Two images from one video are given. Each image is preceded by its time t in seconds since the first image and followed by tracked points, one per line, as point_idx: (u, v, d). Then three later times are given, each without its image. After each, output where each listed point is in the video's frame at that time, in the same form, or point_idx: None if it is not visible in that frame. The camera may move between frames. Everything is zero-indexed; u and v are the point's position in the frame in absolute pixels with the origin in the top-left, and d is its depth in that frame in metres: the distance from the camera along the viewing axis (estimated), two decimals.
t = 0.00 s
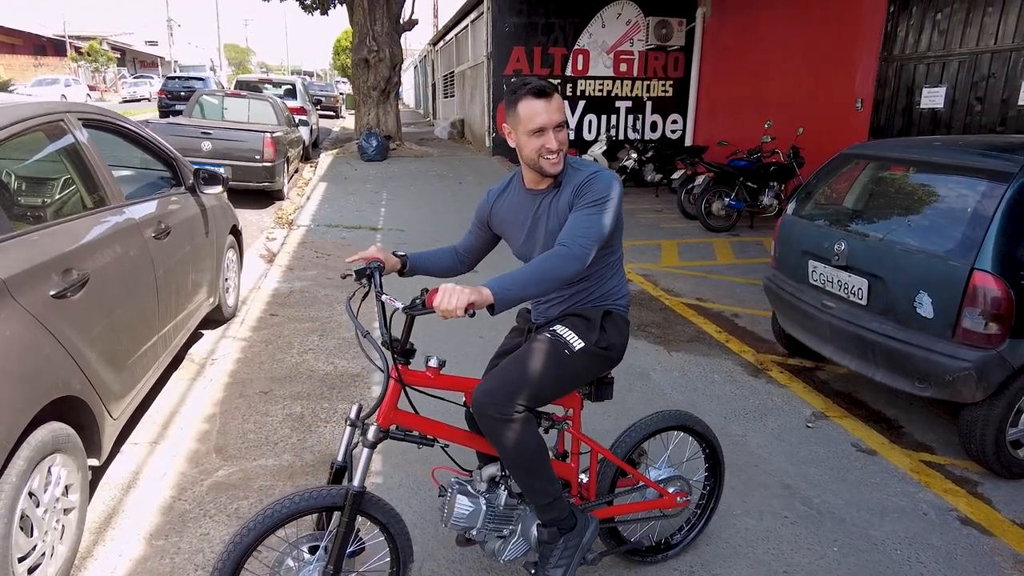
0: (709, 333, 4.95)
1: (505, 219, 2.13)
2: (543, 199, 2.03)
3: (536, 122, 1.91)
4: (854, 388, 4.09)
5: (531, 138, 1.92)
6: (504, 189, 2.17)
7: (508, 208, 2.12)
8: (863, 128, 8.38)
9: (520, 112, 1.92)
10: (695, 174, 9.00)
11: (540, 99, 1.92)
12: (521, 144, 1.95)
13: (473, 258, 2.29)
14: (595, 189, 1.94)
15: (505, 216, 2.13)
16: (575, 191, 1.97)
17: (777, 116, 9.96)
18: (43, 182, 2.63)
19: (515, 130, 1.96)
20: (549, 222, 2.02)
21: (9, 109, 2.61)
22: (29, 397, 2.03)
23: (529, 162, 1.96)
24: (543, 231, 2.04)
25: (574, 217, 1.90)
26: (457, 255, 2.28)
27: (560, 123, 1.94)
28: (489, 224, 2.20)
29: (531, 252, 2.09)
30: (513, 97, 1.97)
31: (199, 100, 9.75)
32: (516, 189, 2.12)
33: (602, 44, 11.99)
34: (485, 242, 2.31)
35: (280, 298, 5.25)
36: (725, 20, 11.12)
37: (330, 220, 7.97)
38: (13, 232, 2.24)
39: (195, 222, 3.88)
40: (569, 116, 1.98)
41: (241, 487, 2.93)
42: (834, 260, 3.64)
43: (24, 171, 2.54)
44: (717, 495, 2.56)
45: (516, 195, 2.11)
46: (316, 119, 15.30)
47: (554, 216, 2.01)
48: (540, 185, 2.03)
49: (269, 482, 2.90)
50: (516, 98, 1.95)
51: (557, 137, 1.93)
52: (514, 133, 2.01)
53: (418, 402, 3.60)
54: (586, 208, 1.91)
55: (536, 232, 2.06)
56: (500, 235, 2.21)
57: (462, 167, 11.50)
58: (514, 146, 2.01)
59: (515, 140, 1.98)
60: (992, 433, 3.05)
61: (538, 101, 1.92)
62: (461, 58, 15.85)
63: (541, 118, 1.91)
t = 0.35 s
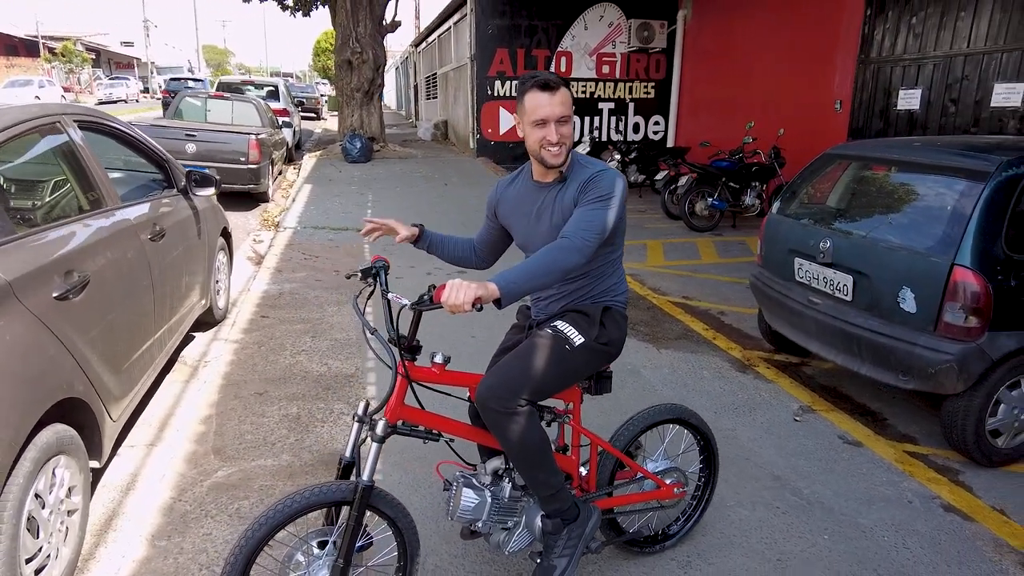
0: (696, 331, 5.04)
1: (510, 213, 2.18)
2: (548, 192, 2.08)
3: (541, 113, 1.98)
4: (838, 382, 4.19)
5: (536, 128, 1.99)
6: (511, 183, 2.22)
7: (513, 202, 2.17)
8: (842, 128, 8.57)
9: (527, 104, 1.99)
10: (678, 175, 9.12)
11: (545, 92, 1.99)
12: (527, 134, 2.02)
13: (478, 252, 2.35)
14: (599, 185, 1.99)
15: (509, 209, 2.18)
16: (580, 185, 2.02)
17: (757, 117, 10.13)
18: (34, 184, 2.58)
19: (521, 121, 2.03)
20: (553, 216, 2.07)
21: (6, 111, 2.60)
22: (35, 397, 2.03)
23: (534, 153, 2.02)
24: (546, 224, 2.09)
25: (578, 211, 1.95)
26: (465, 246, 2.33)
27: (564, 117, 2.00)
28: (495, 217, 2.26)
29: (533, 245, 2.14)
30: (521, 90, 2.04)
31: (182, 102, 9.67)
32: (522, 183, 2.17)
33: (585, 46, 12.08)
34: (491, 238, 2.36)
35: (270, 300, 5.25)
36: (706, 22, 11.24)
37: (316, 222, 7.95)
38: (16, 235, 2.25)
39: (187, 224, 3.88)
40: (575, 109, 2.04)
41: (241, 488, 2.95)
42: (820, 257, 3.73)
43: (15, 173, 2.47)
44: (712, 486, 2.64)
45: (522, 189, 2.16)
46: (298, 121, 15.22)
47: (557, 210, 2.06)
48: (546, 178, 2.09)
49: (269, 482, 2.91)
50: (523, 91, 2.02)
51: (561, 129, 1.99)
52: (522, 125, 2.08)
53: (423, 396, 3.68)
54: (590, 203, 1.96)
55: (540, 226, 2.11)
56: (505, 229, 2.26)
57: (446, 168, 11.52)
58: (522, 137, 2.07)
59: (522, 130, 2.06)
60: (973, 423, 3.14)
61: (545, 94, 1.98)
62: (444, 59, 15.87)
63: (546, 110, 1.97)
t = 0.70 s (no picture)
0: (682, 329, 5.13)
1: (517, 211, 2.27)
2: (553, 190, 2.17)
3: (545, 112, 2.05)
4: (821, 377, 4.30)
5: (539, 128, 2.07)
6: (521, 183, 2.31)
7: (521, 200, 2.26)
8: (824, 130, 8.72)
9: (532, 104, 2.07)
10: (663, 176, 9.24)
11: (548, 92, 2.06)
12: (532, 133, 2.11)
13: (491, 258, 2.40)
14: (600, 188, 2.06)
15: (517, 207, 2.27)
16: (582, 187, 2.10)
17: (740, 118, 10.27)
18: (24, 188, 2.52)
19: (527, 120, 2.12)
20: (555, 215, 2.14)
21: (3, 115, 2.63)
22: (40, 397, 2.07)
23: (538, 151, 2.11)
24: (547, 221, 2.16)
25: (577, 212, 2.02)
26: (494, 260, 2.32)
27: (567, 116, 2.07)
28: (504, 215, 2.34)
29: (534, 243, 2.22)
30: (527, 89, 2.12)
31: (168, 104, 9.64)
32: (529, 183, 2.26)
33: (569, 48, 12.19)
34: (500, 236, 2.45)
35: (260, 302, 5.27)
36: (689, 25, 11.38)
37: (304, 224, 7.96)
38: (17, 237, 2.28)
39: (179, 227, 3.92)
40: (580, 108, 2.10)
41: (237, 486, 2.99)
42: (801, 255, 3.83)
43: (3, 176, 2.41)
44: (699, 477, 2.72)
45: (529, 189, 2.25)
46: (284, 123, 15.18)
47: (559, 209, 2.14)
48: (552, 176, 2.18)
49: (265, 480, 2.96)
50: (528, 91, 2.10)
51: (564, 128, 2.06)
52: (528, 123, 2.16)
53: (417, 391, 3.75)
54: (589, 204, 2.03)
55: (542, 223, 2.18)
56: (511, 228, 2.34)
57: (433, 170, 11.57)
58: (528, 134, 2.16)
59: (528, 130, 2.14)
60: (949, 413, 3.25)
61: (549, 95, 2.05)
62: (430, 61, 15.92)
63: (550, 109, 2.04)
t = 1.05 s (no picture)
0: (674, 324, 5.21)
1: (528, 206, 2.36)
2: (562, 185, 2.24)
3: (552, 110, 2.13)
4: (810, 370, 4.39)
5: (547, 125, 2.15)
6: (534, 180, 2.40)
7: (532, 196, 2.35)
8: (814, 130, 8.80)
9: (540, 102, 2.15)
10: (656, 175, 9.32)
11: (555, 90, 2.13)
12: (541, 131, 2.19)
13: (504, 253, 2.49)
14: (605, 184, 2.12)
15: (528, 202, 2.36)
16: (589, 182, 2.17)
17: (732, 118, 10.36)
18: (24, 186, 2.54)
19: (536, 118, 2.20)
20: (562, 209, 2.21)
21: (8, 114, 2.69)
22: (49, 386, 2.13)
23: (548, 147, 2.19)
24: (554, 215, 2.24)
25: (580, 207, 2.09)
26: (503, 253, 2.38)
27: (575, 112, 2.14)
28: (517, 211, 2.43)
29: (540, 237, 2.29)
30: (537, 89, 2.19)
31: (163, 105, 9.68)
32: (541, 180, 2.34)
33: (563, 50, 12.28)
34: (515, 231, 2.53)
35: (258, 300, 5.32)
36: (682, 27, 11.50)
37: (300, 224, 8.01)
38: (25, 231, 2.34)
39: (179, 225, 3.98)
40: (587, 105, 2.17)
41: (238, 477, 3.05)
42: (790, 251, 3.91)
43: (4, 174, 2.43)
44: (690, 465, 2.80)
45: (541, 185, 2.33)
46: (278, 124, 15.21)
47: (565, 204, 2.21)
48: (562, 173, 2.26)
49: (266, 471, 3.01)
50: (537, 89, 2.18)
51: (570, 125, 2.14)
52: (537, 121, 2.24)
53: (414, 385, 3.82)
54: (592, 199, 2.10)
55: (549, 216, 2.26)
56: (522, 223, 2.43)
57: (428, 170, 11.63)
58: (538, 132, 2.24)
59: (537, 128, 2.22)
60: (933, 404, 3.34)
61: (556, 93, 2.13)
62: (424, 63, 15.98)
63: (557, 107, 2.12)
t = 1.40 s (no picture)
0: (671, 321, 5.30)
1: (534, 202, 2.42)
2: (567, 186, 2.30)
3: (560, 107, 2.22)
4: (804, 365, 4.47)
5: (554, 121, 2.24)
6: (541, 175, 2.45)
7: (538, 195, 2.41)
8: (811, 129, 8.83)
9: (549, 99, 2.24)
10: (654, 175, 9.41)
11: (563, 89, 2.22)
12: (548, 127, 2.27)
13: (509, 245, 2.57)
14: (610, 195, 2.18)
15: (535, 199, 2.42)
16: (594, 188, 2.23)
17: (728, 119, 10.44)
18: (34, 184, 2.52)
19: (544, 115, 2.28)
20: (569, 213, 2.28)
21: (23, 114, 2.76)
22: (65, 374, 2.20)
23: (554, 143, 2.26)
24: (558, 216, 2.32)
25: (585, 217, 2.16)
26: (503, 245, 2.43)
27: (581, 109, 2.22)
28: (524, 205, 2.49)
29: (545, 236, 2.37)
30: (546, 89, 2.28)
31: (164, 106, 9.73)
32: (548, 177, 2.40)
33: (561, 50, 12.37)
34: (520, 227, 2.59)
35: (260, 298, 5.39)
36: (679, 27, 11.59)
37: (301, 223, 8.08)
38: (43, 226, 2.42)
39: (185, 223, 4.05)
40: (594, 105, 2.25)
41: (245, 468, 3.12)
42: (784, 247, 3.99)
43: (15, 171, 2.42)
44: (686, 455, 2.89)
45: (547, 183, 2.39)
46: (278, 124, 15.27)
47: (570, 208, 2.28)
48: (567, 172, 2.32)
49: (272, 462, 3.09)
50: (546, 88, 2.27)
51: (576, 122, 2.22)
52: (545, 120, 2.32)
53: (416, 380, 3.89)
54: (598, 210, 2.17)
55: (554, 216, 2.33)
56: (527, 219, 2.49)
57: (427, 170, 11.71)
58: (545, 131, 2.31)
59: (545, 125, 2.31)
60: (923, 396, 3.42)
61: (566, 91, 2.22)
62: (423, 63, 16.04)
63: (565, 104, 2.21)
